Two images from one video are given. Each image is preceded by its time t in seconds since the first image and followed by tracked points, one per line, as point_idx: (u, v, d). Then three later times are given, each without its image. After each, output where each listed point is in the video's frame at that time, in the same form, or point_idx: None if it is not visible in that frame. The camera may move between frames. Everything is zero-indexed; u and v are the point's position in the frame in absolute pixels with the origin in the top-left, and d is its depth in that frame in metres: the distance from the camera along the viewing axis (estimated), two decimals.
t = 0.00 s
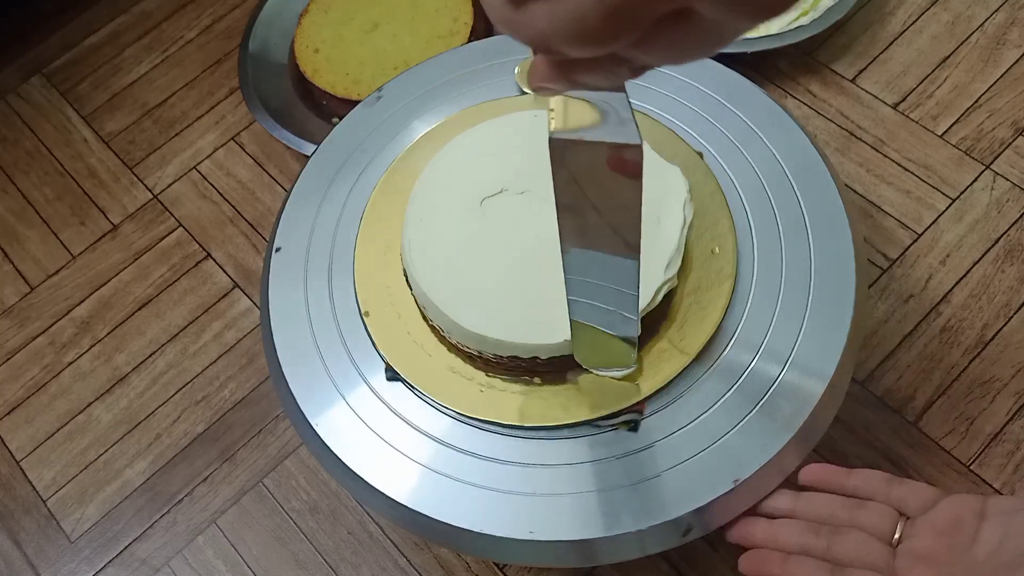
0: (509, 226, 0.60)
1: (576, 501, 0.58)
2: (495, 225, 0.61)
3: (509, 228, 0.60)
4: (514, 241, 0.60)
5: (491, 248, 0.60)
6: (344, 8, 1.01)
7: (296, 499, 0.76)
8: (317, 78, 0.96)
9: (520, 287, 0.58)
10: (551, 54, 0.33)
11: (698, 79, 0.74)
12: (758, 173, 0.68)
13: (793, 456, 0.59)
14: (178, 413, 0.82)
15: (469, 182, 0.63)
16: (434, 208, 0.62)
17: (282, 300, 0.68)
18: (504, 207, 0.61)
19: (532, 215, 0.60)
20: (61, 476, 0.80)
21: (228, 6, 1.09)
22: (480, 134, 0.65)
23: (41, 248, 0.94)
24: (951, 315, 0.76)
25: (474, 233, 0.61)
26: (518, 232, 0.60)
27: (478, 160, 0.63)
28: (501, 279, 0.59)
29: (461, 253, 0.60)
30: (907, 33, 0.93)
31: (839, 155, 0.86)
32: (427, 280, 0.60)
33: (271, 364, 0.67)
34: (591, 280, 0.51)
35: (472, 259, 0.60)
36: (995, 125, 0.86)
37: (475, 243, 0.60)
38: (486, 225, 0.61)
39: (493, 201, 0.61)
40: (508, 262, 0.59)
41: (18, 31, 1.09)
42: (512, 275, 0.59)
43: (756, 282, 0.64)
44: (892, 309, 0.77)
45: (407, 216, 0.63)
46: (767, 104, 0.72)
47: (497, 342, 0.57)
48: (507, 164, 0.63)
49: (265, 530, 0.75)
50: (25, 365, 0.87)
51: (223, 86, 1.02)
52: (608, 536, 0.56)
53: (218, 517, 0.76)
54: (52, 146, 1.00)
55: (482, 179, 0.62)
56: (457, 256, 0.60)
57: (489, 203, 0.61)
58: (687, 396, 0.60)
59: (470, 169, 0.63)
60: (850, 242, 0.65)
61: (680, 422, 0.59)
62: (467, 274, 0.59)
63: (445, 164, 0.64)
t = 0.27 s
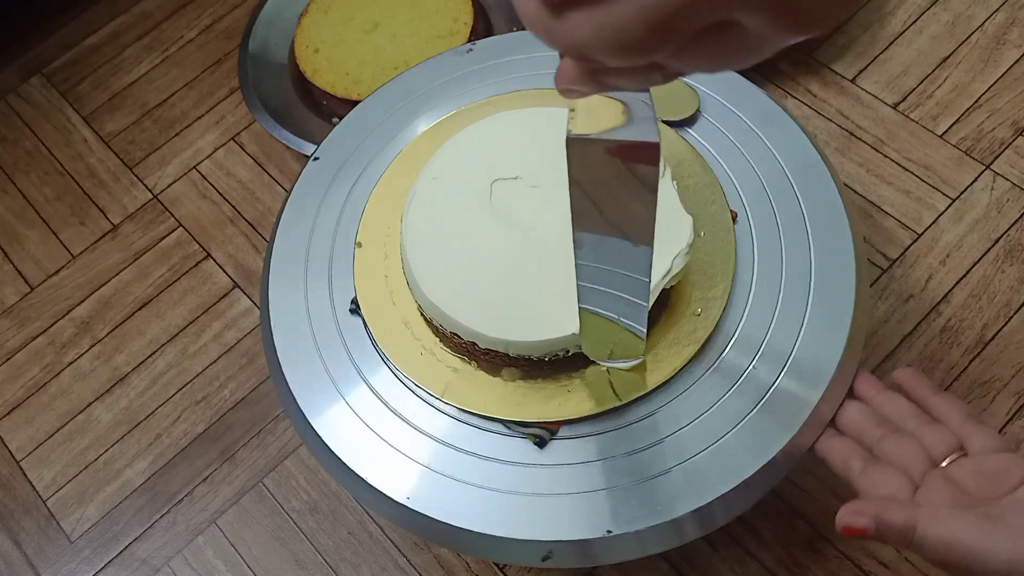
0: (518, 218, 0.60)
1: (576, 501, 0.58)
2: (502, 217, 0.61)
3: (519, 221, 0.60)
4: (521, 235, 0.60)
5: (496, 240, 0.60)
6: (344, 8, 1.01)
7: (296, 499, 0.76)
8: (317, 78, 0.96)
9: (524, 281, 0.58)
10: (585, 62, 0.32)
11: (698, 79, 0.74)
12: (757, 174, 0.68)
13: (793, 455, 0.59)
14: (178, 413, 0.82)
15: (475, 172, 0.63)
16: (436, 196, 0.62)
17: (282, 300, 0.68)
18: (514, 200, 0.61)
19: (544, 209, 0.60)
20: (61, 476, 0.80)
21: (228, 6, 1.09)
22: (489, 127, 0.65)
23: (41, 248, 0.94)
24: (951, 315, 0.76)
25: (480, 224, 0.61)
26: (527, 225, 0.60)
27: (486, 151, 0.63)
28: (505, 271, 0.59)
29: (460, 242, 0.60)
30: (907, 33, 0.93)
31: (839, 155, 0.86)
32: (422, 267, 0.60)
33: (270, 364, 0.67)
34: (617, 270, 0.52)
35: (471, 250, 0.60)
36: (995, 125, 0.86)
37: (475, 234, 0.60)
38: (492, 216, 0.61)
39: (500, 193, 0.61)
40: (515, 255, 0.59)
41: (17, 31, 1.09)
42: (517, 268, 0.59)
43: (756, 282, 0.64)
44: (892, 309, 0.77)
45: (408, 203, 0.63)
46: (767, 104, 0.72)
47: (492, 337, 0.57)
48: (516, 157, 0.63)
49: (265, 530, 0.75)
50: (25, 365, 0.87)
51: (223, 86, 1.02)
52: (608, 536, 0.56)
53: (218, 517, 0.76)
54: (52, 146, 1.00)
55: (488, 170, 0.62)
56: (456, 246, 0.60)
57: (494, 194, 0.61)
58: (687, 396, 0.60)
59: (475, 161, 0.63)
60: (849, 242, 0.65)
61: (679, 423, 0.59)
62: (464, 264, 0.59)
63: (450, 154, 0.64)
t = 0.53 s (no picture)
0: (523, 220, 0.60)
1: (577, 501, 0.58)
2: (507, 219, 0.61)
3: (525, 223, 0.60)
4: (526, 236, 0.60)
5: (500, 242, 0.60)
6: (345, 8, 1.01)
7: (297, 499, 0.76)
8: (317, 78, 0.96)
9: (528, 284, 0.58)
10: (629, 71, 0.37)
11: (698, 79, 0.74)
12: (758, 174, 0.68)
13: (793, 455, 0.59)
14: (178, 413, 0.82)
15: (478, 172, 0.62)
16: (437, 195, 0.62)
17: (282, 300, 0.68)
18: (518, 202, 0.61)
19: (548, 213, 0.60)
20: (61, 476, 0.80)
21: (228, 5, 1.09)
22: (493, 128, 0.65)
23: (41, 247, 0.94)
24: (951, 315, 0.76)
25: (484, 224, 0.60)
26: (533, 227, 0.60)
27: (489, 152, 0.63)
28: (508, 273, 0.59)
29: (463, 241, 0.60)
30: (908, 33, 0.93)
31: (839, 155, 0.86)
32: (424, 266, 0.60)
33: (271, 364, 0.67)
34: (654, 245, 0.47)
35: (475, 250, 0.60)
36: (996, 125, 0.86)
37: (478, 234, 0.60)
38: (497, 217, 0.61)
39: (504, 195, 0.61)
40: (519, 257, 0.59)
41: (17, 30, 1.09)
42: (520, 271, 0.59)
43: (757, 282, 0.64)
44: (893, 309, 0.77)
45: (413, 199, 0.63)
46: (767, 104, 0.72)
47: (491, 338, 0.57)
48: (521, 160, 0.63)
49: (266, 530, 0.75)
50: (25, 365, 0.87)
51: (223, 86, 1.02)
52: (609, 536, 0.56)
53: (219, 517, 0.76)
54: (52, 146, 1.00)
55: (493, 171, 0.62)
56: (458, 246, 0.60)
57: (499, 196, 0.61)
58: (688, 396, 0.60)
59: (477, 161, 0.63)
60: (850, 243, 0.65)
61: (680, 423, 0.59)
62: (466, 264, 0.59)
63: (453, 154, 0.64)
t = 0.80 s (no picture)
0: (524, 220, 0.60)
1: (577, 501, 0.58)
2: (507, 219, 0.61)
3: (526, 223, 0.60)
4: (526, 236, 0.60)
5: (501, 242, 0.60)
6: (345, 8, 1.01)
7: (296, 499, 0.76)
8: (317, 78, 0.96)
9: (528, 284, 0.58)
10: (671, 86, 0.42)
11: (698, 79, 0.74)
12: (757, 174, 0.68)
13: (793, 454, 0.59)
14: (178, 413, 0.82)
15: (478, 172, 0.62)
16: (437, 195, 0.62)
17: (282, 300, 0.68)
18: (518, 202, 0.61)
19: (548, 212, 0.60)
20: (61, 476, 0.80)
21: (228, 5, 1.09)
22: (493, 127, 0.65)
23: (41, 247, 0.94)
24: (952, 315, 0.76)
25: (484, 224, 0.60)
26: (533, 227, 0.60)
27: (489, 152, 0.63)
28: (508, 273, 0.59)
29: (463, 241, 0.60)
30: (908, 33, 0.93)
31: (840, 155, 0.86)
32: (425, 266, 0.60)
33: (271, 364, 0.67)
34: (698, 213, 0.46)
35: (475, 250, 0.60)
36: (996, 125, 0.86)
37: (478, 234, 0.60)
38: (497, 217, 0.61)
39: (504, 195, 0.61)
40: (519, 257, 0.59)
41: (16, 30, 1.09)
42: (520, 270, 0.59)
43: (757, 282, 0.64)
44: (893, 309, 0.77)
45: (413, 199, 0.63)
46: (767, 104, 0.72)
47: (490, 338, 0.57)
48: (521, 160, 0.63)
49: (265, 530, 0.75)
50: (25, 365, 0.87)
51: (223, 86, 1.02)
52: (609, 536, 0.56)
53: (219, 517, 0.76)
54: (52, 146, 1.00)
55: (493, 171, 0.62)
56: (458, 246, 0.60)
57: (499, 196, 0.61)
58: (688, 396, 0.60)
59: (477, 161, 0.63)
60: (849, 243, 0.65)
61: (680, 423, 0.59)
62: (466, 264, 0.59)
63: (452, 154, 0.64)
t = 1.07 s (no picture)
0: (524, 220, 0.60)
1: (577, 502, 0.58)
2: (507, 219, 0.61)
3: (526, 222, 0.60)
4: (526, 236, 0.60)
5: (501, 242, 0.60)
6: (345, 8, 1.01)
7: (296, 499, 0.76)
8: (317, 78, 0.96)
9: (528, 284, 0.58)
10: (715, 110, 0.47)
11: (698, 79, 0.74)
12: (758, 173, 0.68)
13: (792, 454, 0.59)
14: (178, 412, 0.82)
15: (478, 172, 0.62)
16: (437, 195, 0.62)
17: (282, 300, 0.68)
18: (518, 202, 0.61)
19: (548, 212, 0.60)
20: (61, 476, 0.80)
21: (228, 5, 1.09)
22: (493, 127, 0.65)
23: (41, 247, 0.94)
24: (951, 315, 0.76)
25: (484, 224, 0.60)
26: (533, 227, 0.60)
27: (489, 152, 0.63)
28: (508, 273, 0.59)
29: (463, 241, 0.60)
30: (908, 33, 0.93)
31: (840, 155, 0.86)
32: (425, 266, 0.60)
33: (271, 364, 0.67)
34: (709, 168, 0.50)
35: (475, 250, 0.60)
36: (996, 125, 0.86)
37: (478, 234, 0.60)
38: (497, 217, 0.61)
39: (504, 195, 0.61)
40: (520, 257, 0.59)
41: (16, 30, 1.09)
42: (520, 270, 0.59)
43: (757, 282, 0.64)
44: (893, 309, 0.77)
45: (413, 199, 0.63)
46: (767, 104, 0.72)
47: (490, 339, 0.57)
48: (520, 160, 0.63)
49: (265, 530, 0.75)
50: (25, 365, 0.87)
51: (223, 86, 1.02)
52: (609, 537, 0.56)
53: (219, 517, 0.76)
54: (52, 146, 1.00)
55: (493, 171, 0.62)
56: (458, 246, 0.60)
57: (499, 196, 0.61)
58: (688, 395, 0.60)
59: (477, 161, 0.63)
60: (850, 243, 0.65)
61: (680, 423, 0.59)
62: (466, 264, 0.59)
63: (452, 154, 0.64)
